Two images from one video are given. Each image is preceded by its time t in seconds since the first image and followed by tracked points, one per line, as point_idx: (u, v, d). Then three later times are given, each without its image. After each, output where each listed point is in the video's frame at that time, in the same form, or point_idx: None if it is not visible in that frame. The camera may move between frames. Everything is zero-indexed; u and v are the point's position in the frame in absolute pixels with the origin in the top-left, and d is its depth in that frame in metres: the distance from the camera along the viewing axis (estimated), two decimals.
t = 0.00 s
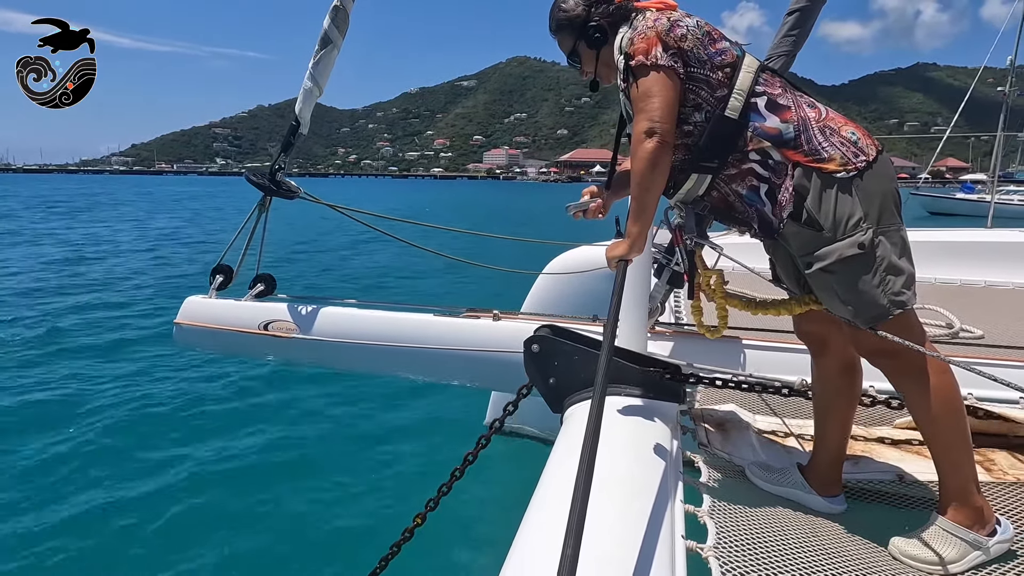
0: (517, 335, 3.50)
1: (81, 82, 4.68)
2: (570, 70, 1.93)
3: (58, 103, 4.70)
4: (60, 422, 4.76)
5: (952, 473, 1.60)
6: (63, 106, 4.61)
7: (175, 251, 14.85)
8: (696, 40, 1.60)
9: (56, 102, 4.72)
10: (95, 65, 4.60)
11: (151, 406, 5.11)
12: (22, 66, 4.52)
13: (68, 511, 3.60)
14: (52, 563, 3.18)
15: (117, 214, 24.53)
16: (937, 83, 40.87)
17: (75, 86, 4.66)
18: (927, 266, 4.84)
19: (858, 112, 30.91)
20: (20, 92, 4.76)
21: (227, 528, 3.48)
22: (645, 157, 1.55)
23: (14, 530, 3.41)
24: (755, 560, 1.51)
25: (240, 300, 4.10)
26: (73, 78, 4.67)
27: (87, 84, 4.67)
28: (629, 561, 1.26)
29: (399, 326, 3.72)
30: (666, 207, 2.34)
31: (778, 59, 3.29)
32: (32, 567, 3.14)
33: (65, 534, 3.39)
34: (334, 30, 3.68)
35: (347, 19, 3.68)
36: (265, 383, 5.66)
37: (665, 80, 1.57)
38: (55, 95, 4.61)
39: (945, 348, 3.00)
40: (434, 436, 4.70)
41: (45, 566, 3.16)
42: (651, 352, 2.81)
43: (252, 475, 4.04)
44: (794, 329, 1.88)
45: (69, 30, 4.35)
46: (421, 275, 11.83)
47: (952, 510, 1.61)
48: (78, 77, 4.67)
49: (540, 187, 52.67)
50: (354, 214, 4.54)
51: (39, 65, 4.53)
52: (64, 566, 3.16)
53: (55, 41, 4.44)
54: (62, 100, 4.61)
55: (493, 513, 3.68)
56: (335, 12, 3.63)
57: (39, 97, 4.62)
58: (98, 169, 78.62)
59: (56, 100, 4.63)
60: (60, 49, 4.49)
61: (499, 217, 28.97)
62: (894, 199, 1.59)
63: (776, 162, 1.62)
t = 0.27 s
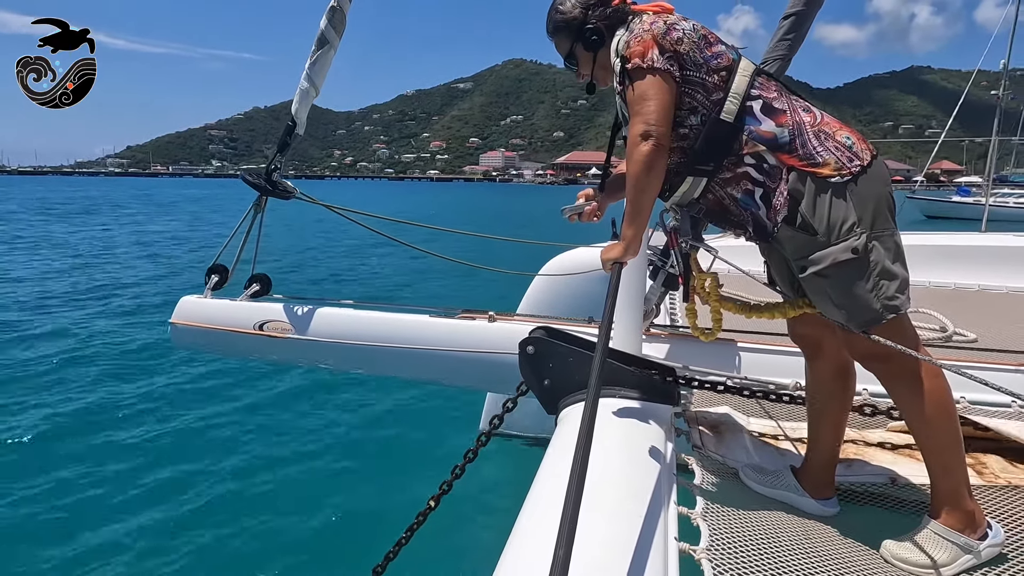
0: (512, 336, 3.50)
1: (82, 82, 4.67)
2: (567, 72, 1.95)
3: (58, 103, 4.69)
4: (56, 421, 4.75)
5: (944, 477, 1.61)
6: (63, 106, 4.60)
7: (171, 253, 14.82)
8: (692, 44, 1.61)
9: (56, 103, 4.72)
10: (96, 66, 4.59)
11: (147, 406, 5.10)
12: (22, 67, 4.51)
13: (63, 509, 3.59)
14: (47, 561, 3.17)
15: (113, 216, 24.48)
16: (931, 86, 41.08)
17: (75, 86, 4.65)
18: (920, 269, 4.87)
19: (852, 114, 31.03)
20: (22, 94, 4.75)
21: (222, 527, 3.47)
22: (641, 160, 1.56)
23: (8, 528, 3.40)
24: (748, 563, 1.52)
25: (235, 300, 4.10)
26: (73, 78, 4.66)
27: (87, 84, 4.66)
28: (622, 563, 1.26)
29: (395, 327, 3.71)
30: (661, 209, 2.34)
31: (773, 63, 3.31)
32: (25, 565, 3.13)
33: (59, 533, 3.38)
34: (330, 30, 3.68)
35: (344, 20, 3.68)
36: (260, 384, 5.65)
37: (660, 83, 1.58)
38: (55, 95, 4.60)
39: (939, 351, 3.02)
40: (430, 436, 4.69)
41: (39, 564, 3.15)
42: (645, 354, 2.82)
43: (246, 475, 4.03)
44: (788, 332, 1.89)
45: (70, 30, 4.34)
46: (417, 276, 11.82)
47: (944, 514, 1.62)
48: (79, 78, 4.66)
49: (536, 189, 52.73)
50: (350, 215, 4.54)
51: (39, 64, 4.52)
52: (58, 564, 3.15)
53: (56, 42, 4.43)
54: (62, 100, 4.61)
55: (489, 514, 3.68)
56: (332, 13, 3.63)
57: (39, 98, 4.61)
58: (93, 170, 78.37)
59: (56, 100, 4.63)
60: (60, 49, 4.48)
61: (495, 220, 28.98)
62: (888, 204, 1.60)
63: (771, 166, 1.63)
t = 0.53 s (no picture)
0: (509, 341, 3.49)
1: (81, 81, 4.66)
2: (566, 78, 1.97)
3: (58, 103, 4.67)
4: (51, 425, 4.73)
5: (940, 483, 1.61)
6: (62, 106, 4.59)
7: (168, 257, 14.79)
8: (689, 50, 1.61)
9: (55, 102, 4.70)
10: (95, 64, 4.58)
11: (143, 409, 5.08)
12: (22, 66, 4.50)
13: (57, 512, 3.57)
14: (41, 563, 3.15)
15: (108, 220, 24.43)
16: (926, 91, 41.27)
17: (74, 85, 4.64)
18: (917, 276, 4.88)
19: (848, 118, 31.14)
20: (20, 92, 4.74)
21: (217, 530, 3.46)
22: (638, 166, 1.56)
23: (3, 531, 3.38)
24: (743, 568, 1.51)
25: (232, 303, 4.09)
26: (73, 78, 4.65)
27: (86, 84, 4.65)
28: (617, 569, 1.26)
29: (392, 331, 3.71)
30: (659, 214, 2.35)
31: (771, 70, 3.33)
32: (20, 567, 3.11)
33: (54, 536, 3.37)
34: (329, 34, 3.68)
35: (343, 23, 3.68)
36: (257, 387, 5.64)
37: (657, 89, 1.58)
38: (55, 94, 4.59)
39: (935, 358, 3.02)
40: (427, 441, 4.68)
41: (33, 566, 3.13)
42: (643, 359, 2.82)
43: (243, 478, 4.02)
44: (785, 337, 1.89)
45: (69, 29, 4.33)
46: (413, 281, 11.81)
47: (941, 521, 1.62)
48: (78, 77, 4.65)
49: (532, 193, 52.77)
50: (348, 219, 4.53)
51: (39, 65, 4.51)
52: (52, 566, 3.13)
53: (55, 41, 4.42)
54: (62, 100, 4.59)
55: (485, 518, 3.67)
56: (331, 17, 3.63)
57: (39, 97, 4.60)
58: (89, 174, 78.30)
59: (56, 100, 4.61)
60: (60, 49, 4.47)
61: (492, 224, 28.99)
62: (885, 211, 1.60)
63: (767, 172, 1.64)
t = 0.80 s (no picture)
0: (517, 354, 3.44)
1: (82, 82, 4.64)
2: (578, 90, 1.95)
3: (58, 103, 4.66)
4: (51, 437, 4.67)
5: (964, 505, 1.57)
6: (63, 107, 4.58)
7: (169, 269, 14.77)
8: (704, 61, 1.59)
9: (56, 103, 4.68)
10: (95, 66, 4.56)
11: (145, 421, 5.03)
12: (22, 67, 4.49)
13: (57, 527, 3.52)
14: None
15: (110, 232, 24.44)
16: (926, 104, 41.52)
17: (75, 86, 4.62)
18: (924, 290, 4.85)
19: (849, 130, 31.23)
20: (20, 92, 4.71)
21: (220, 544, 3.41)
22: (653, 178, 1.53)
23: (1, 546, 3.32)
24: None
25: (236, 314, 4.05)
26: (73, 78, 4.63)
27: (87, 84, 4.64)
28: None
29: (398, 344, 3.67)
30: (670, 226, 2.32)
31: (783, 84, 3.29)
32: None
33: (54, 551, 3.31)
34: (338, 45, 3.66)
35: (352, 34, 3.67)
36: (259, 399, 5.59)
37: (673, 100, 1.56)
38: (55, 95, 4.56)
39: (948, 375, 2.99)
40: (432, 455, 4.63)
41: None
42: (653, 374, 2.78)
43: (246, 492, 3.96)
44: (801, 354, 1.86)
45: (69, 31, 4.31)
46: (415, 293, 11.78)
47: (965, 545, 1.58)
48: (79, 78, 4.64)
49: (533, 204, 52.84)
50: (354, 230, 4.50)
51: (39, 65, 4.49)
52: None
53: (56, 42, 4.40)
54: (62, 101, 4.58)
55: (492, 533, 3.61)
56: (340, 28, 3.62)
57: (39, 97, 4.58)
58: (90, 184, 78.42)
59: (56, 100, 4.59)
60: (60, 50, 4.45)
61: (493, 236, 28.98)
62: (905, 225, 1.57)
63: (785, 186, 1.61)
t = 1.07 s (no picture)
0: (527, 376, 3.44)
1: (81, 82, 4.67)
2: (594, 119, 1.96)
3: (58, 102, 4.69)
4: (59, 454, 4.66)
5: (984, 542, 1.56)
6: (62, 106, 4.61)
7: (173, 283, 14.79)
8: (722, 95, 1.59)
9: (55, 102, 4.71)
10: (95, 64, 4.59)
11: (152, 439, 5.01)
12: (22, 66, 4.52)
13: (65, 547, 3.50)
14: None
15: (114, 244, 24.50)
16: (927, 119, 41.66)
17: (75, 86, 4.65)
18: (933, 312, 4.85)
19: (850, 144, 31.32)
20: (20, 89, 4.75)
21: (229, 566, 3.39)
22: (671, 211, 1.53)
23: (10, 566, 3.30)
24: None
25: (246, 334, 4.05)
26: (73, 78, 4.65)
27: (87, 84, 4.67)
28: None
29: (408, 366, 3.66)
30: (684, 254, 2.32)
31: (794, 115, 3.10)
32: None
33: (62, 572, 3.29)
34: (352, 68, 3.68)
35: (365, 58, 3.69)
36: (266, 417, 5.58)
37: (691, 133, 1.56)
38: (55, 94, 4.59)
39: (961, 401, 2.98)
40: (440, 475, 4.62)
41: None
42: (665, 399, 2.77)
43: (254, 513, 3.94)
44: (817, 386, 1.86)
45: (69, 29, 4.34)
46: (419, 309, 11.79)
47: None
48: (78, 77, 4.66)
49: (535, 217, 52.96)
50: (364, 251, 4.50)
51: (39, 65, 4.53)
52: None
53: (55, 41, 4.43)
54: (61, 100, 4.61)
55: (502, 555, 3.58)
56: (354, 52, 3.64)
57: (39, 97, 4.60)
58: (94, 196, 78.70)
59: (56, 99, 4.62)
60: (60, 49, 4.48)
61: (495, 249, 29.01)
62: (924, 261, 1.57)
63: (803, 221, 1.61)
